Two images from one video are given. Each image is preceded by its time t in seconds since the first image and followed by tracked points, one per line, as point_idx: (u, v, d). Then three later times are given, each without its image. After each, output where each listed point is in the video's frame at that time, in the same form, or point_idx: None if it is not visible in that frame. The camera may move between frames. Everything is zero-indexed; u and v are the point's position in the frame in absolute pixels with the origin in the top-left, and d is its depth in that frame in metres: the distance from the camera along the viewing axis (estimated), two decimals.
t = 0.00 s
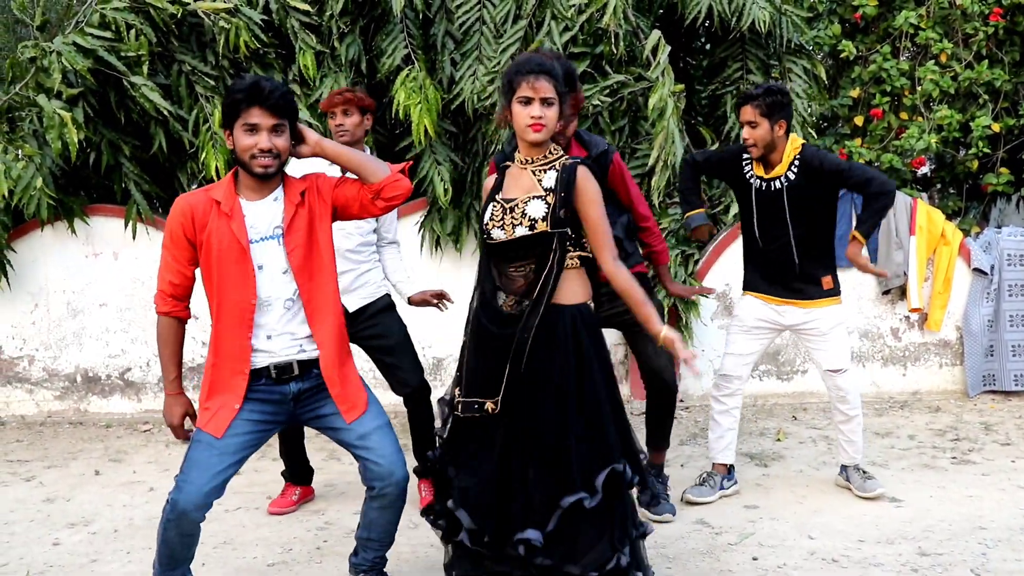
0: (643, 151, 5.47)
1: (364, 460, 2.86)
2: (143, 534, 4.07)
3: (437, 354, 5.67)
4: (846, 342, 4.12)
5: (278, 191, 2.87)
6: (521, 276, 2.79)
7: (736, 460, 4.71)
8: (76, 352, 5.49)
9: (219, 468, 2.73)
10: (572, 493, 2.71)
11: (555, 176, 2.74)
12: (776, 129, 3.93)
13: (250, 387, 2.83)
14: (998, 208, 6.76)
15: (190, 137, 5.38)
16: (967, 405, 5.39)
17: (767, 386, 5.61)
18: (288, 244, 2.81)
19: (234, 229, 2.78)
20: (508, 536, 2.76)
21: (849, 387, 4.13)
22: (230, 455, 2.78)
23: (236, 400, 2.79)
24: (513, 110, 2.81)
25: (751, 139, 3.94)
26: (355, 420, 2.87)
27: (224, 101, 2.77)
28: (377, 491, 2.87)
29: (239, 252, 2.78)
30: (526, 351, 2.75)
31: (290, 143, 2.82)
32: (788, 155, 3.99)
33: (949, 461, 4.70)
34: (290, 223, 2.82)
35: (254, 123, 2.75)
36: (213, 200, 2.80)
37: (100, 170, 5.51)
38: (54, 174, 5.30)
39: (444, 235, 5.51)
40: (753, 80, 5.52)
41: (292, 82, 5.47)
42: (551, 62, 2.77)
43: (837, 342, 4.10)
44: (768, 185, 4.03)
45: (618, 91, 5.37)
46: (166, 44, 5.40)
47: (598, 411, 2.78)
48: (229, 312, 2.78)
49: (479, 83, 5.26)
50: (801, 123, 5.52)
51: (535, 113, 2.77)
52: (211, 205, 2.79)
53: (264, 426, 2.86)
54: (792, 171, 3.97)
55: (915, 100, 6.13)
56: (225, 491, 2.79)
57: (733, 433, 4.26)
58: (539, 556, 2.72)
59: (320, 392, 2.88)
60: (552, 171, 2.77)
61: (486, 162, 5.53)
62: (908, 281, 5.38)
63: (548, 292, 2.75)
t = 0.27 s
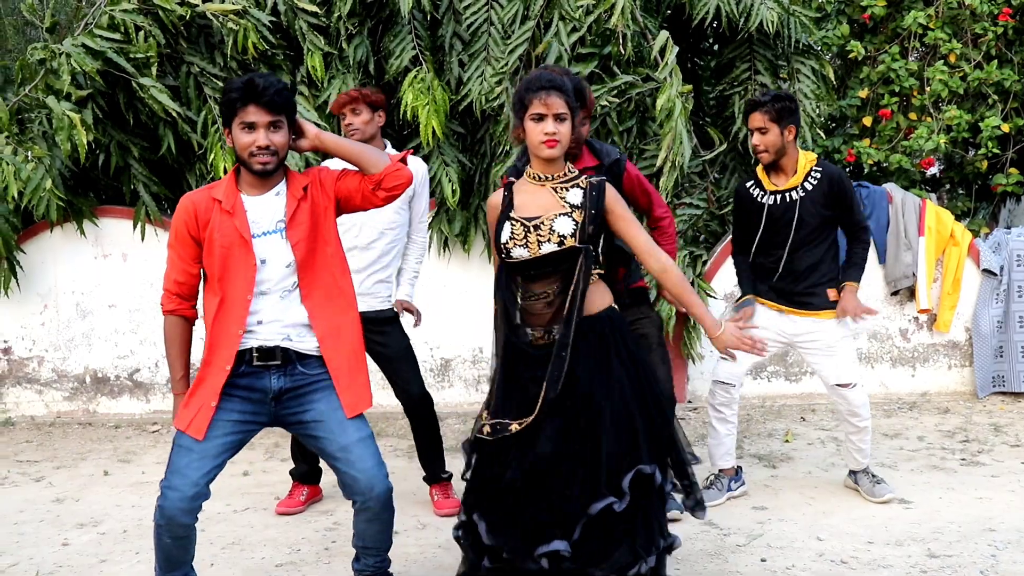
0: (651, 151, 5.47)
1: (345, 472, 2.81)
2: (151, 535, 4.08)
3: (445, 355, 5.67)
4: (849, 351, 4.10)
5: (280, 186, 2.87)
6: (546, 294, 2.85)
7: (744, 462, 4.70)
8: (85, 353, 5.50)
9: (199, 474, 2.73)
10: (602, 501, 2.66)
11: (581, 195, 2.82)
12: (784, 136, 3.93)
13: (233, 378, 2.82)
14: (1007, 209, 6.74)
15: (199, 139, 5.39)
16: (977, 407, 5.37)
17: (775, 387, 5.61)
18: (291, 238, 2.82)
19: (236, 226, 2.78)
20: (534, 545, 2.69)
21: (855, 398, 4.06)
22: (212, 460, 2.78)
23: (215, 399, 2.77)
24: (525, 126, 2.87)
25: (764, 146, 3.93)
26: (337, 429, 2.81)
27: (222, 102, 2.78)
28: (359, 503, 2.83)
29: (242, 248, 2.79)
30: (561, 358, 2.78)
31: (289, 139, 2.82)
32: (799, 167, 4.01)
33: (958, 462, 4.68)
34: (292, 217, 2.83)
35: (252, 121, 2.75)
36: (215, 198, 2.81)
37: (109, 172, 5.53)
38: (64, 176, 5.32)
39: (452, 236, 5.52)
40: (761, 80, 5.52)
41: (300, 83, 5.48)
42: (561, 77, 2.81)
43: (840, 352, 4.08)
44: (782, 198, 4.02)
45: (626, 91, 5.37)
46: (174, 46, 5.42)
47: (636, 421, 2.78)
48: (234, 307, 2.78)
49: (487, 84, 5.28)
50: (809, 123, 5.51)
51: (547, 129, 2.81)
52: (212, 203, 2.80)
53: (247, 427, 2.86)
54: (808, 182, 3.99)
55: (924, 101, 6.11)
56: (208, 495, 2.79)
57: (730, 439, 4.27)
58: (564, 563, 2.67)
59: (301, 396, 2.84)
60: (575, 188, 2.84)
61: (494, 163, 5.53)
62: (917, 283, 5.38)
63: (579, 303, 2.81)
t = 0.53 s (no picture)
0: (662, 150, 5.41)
1: (331, 460, 2.80)
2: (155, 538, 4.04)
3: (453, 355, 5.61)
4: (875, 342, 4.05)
5: (267, 174, 2.82)
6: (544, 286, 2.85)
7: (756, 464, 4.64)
8: (91, 354, 5.47)
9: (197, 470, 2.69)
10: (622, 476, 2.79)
11: (578, 188, 2.81)
12: (793, 122, 3.87)
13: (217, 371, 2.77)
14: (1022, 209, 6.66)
15: (205, 138, 5.35)
16: (991, 408, 5.30)
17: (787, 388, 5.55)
18: (277, 228, 2.77)
19: (219, 213, 2.73)
20: (566, 529, 2.79)
21: (878, 386, 4.04)
22: (205, 455, 2.73)
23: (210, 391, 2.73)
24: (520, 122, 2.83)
25: (770, 132, 3.86)
26: (321, 419, 2.79)
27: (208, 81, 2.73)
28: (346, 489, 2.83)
29: (225, 236, 2.74)
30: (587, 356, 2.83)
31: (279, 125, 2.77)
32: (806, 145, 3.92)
33: (973, 465, 4.62)
34: (279, 209, 2.77)
35: (242, 103, 2.70)
36: (199, 181, 2.76)
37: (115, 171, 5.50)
38: (69, 176, 5.28)
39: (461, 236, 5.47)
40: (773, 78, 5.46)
41: (307, 82, 5.43)
42: (560, 72, 2.78)
43: (868, 342, 4.03)
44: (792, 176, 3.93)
45: (636, 90, 5.31)
46: (180, 44, 5.38)
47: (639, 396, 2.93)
48: (213, 298, 2.74)
49: (495, 83, 5.24)
50: (822, 121, 5.44)
51: (548, 124, 2.77)
52: (196, 186, 2.75)
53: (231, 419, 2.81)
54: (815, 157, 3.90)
55: (938, 99, 6.05)
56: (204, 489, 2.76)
57: (762, 436, 4.20)
58: (593, 543, 2.79)
59: (283, 387, 2.80)
60: (572, 182, 2.82)
61: (503, 162, 5.48)
62: (931, 283, 5.31)
63: (599, 301, 2.87)
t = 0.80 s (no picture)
0: (671, 150, 5.41)
1: (300, 437, 2.98)
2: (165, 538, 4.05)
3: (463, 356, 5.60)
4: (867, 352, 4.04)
5: (245, 147, 2.92)
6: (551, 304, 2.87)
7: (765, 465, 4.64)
8: (101, 354, 5.48)
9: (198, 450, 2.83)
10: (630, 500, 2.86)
11: (585, 194, 2.83)
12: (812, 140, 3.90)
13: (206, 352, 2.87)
14: None
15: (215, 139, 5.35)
16: (1001, 410, 5.29)
17: (795, 389, 5.55)
18: (258, 204, 2.88)
19: (201, 184, 2.81)
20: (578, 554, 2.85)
21: (875, 398, 4.02)
22: (202, 436, 2.86)
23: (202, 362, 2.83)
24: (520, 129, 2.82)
25: (791, 149, 3.88)
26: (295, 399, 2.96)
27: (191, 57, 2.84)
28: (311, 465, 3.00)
29: (206, 207, 2.82)
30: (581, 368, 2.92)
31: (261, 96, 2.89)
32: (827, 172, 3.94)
33: (983, 466, 4.60)
34: (262, 184, 2.88)
35: (231, 70, 2.82)
36: (180, 151, 2.82)
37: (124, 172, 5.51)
38: (79, 177, 5.30)
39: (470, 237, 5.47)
40: (781, 79, 5.46)
41: (316, 83, 5.44)
42: (556, 78, 2.79)
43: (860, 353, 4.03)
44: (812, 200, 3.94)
45: (645, 91, 5.30)
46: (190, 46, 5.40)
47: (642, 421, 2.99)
48: (196, 271, 2.83)
49: (504, 83, 5.23)
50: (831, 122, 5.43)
51: (541, 129, 2.78)
52: (178, 156, 2.81)
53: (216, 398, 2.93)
54: (838, 186, 3.92)
55: (947, 99, 6.03)
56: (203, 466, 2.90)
57: (746, 442, 4.19)
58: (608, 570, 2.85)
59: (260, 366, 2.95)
60: (578, 189, 2.84)
61: (512, 163, 5.48)
62: (941, 284, 5.28)
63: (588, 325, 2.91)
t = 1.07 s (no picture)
0: (680, 151, 5.40)
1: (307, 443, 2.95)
2: (174, 538, 4.05)
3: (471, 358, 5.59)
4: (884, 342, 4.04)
5: (264, 145, 2.93)
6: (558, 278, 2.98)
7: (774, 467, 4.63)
8: (110, 355, 5.49)
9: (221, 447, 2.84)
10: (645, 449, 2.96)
11: (595, 183, 2.94)
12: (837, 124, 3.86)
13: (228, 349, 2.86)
14: None
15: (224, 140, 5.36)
16: (1012, 411, 5.27)
17: (805, 391, 5.53)
18: (278, 204, 2.88)
19: (226, 182, 2.80)
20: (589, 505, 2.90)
21: (888, 390, 4.04)
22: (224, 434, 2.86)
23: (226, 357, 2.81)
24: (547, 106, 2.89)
25: (816, 135, 3.85)
26: (308, 402, 2.95)
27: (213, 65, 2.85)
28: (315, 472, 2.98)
29: (234, 205, 2.81)
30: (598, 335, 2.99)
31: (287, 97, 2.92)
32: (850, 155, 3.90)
33: (993, 468, 4.59)
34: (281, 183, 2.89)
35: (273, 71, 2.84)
36: (202, 149, 2.80)
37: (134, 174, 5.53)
38: (89, 178, 5.31)
39: (479, 238, 5.48)
40: (790, 80, 5.45)
41: (325, 85, 5.44)
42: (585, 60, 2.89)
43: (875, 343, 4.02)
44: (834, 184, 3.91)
45: (654, 92, 5.30)
46: (199, 47, 5.41)
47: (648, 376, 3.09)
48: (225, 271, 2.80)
49: (513, 84, 5.23)
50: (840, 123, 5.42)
51: (570, 108, 2.86)
52: (201, 155, 2.79)
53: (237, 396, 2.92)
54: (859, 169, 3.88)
55: (957, 100, 6.02)
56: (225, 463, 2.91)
57: (770, 440, 4.20)
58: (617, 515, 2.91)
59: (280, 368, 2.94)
60: (588, 177, 2.95)
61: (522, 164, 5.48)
62: (949, 284, 5.29)
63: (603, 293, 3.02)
